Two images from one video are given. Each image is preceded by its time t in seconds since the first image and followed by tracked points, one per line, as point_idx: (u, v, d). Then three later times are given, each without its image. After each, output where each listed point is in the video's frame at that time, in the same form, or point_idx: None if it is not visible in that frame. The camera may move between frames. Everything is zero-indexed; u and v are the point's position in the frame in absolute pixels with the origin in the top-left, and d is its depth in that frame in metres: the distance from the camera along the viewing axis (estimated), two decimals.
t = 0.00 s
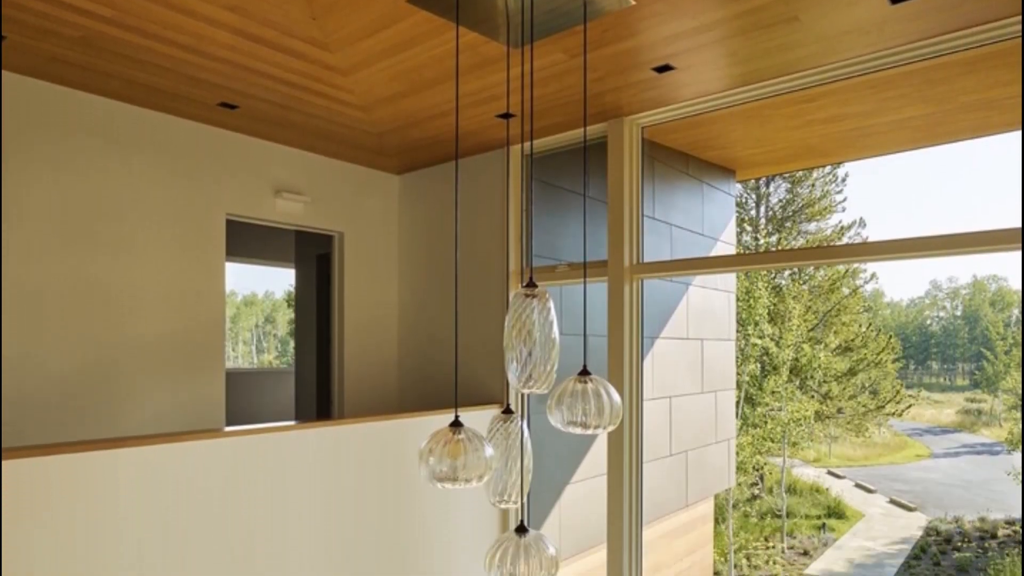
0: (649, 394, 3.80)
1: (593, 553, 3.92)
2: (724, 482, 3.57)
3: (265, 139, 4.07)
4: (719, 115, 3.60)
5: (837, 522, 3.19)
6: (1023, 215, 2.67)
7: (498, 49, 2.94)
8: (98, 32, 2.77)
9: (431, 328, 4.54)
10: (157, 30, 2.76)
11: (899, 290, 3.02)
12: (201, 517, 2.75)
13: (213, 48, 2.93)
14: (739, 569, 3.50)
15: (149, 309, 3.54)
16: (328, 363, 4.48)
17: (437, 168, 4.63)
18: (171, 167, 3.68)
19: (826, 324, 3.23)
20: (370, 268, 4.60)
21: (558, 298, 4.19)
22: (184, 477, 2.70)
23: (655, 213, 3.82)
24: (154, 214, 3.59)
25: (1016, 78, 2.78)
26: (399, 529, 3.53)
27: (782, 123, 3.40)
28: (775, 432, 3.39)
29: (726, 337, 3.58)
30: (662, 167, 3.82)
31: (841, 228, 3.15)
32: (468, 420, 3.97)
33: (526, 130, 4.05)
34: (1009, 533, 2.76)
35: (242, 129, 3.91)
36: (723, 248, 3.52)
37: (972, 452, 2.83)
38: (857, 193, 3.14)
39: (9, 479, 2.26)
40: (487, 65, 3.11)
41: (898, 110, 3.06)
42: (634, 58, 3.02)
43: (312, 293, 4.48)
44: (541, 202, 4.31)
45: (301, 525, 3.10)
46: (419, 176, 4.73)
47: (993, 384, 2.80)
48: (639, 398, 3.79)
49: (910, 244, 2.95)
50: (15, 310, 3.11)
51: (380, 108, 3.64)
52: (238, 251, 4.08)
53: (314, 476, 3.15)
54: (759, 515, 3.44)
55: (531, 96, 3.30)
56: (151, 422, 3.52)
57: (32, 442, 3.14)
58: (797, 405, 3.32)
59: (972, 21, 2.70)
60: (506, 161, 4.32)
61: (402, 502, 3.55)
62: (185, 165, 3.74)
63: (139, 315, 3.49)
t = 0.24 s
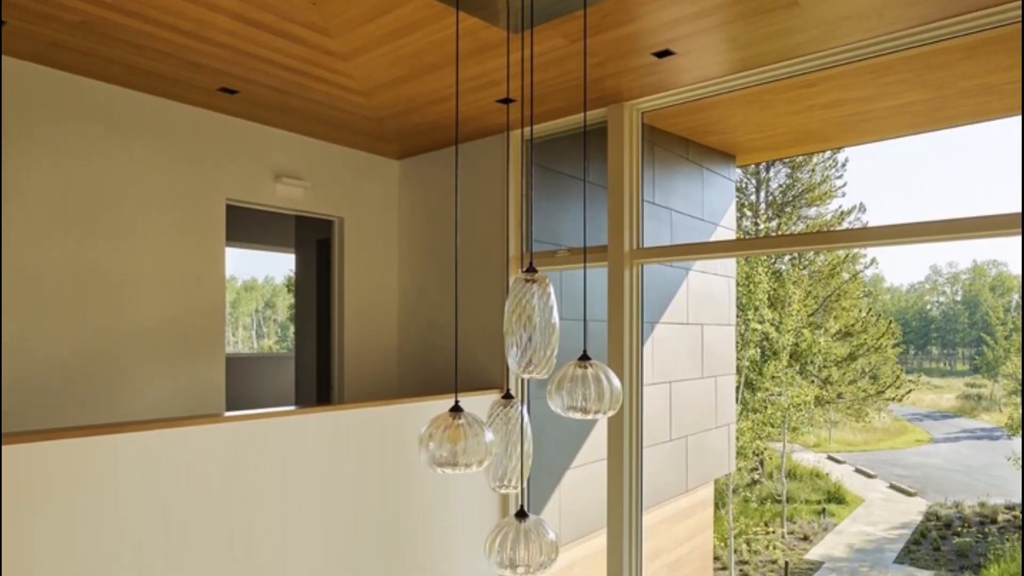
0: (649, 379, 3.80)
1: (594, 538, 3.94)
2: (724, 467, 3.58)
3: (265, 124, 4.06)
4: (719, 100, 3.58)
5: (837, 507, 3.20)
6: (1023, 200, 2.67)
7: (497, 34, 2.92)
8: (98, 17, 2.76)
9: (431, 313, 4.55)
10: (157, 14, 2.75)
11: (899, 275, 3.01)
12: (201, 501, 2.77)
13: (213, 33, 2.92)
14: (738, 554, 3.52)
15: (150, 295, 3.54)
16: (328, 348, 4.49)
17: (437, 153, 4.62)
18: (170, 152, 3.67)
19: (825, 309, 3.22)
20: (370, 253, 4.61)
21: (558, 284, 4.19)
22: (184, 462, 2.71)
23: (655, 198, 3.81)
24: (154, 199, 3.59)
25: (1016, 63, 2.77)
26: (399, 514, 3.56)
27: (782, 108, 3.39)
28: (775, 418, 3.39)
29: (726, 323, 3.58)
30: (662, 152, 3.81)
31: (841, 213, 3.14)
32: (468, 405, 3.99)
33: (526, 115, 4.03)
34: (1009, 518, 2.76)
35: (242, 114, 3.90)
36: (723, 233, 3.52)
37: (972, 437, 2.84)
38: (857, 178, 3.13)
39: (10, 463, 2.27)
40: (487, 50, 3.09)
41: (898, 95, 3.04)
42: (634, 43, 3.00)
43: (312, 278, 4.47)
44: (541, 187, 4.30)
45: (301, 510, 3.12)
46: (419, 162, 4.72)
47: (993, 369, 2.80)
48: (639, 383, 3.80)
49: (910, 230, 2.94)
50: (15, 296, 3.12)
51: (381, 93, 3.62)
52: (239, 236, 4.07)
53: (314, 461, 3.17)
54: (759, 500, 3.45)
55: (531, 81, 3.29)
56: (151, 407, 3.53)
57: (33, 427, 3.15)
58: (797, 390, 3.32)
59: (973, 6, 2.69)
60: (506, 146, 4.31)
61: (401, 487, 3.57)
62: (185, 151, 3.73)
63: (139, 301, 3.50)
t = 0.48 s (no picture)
0: (649, 367, 3.81)
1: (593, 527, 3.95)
2: (724, 456, 3.59)
3: (265, 112, 4.06)
4: (719, 89, 3.57)
5: (837, 496, 3.20)
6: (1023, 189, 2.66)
7: (497, 23, 2.91)
8: (99, 7, 2.76)
9: (431, 302, 4.55)
10: (157, 3, 2.74)
11: (899, 263, 3.01)
12: (201, 489, 2.78)
13: (213, 22, 2.91)
14: (739, 542, 3.53)
15: (150, 284, 3.55)
16: (328, 337, 4.50)
17: (437, 142, 4.61)
18: (170, 141, 3.67)
19: (826, 298, 3.22)
20: (370, 242, 4.61)
21: (558, 272, 4.19)
22: (184, 450, 2.73)
23: (655, 187, 3.81)
24: (154, 188, 3.59)
25: (1016, 52, 2.76)
26: (399, 501, 3.57)
27: (782, 97, 3.38)
28: (775, 406, 3.40)
29: (726, 311, 3.58)
30: (662, 141, 3.80)
31: (841, 202, 3.14)
32: (468, 394, 4.00)
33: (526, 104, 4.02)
34: (1009, 507, 2.76)
35: (241, 102, 3.90)
36: (723, 221, 3.51)
37: (972, 425, 2.84)
38: (857, 166, 3.12)
39: (10, 451, 2.28)
40: (487, 39, 3.08)
41: (898, 84, 3.04)
42: (634, 32, 2.99)
43: (312, 267, 4.48)
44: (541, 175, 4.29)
45: (301, 498, 3.14)
46: (419, 151, 4.71)
47: (993, 357, 2.81)
48: (640, 372, 3.80)
49: (910, 218, 2.93)
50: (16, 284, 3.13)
51: (381, 81, 3.61)
52: (238, 225, 4.07)
53: (314, 450, 3.18)
54: (759, 488, 3.46)
55: (531, 70, 3.28)
56: (150, 394, 3.54)
57: (33, 415, 3.16)
58: (797, 378, 3.33)
59: None
60: (506, 135, 4.30)
61: (401, 475, 3.59)
62: (185, 140, 3.73)
63: (139, 289, 3.51)
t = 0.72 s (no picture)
0: (648, 353, 3.81)
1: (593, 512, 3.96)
2: (724, 441, 3.60)
3: (265, 98, 4.05)
4: (719, 74, 3.56)
5: (837, 481, 3.22)
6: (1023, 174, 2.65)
7: (497, 9, 2.90)
8: None
9: (431, 287, 4.56)
10: None
11: (899, 248, 3.00)
12: (201, 474, 2.80)
13: (213, 7, 2.90)
14: (739, 527, 3.53)
15: (150, 270, 3.56)
16: (329, 322, 4.51)
17: (437, 127, 4.60)
18: (170, 127, 3.66)
19: (825, 283, 3.22)
20: (370, 227, 4.61)
21: (558, 258, 4.19)
22: (184, 436, 2.74)
23: (655, 172, 3.80)
24: (155, 174, 3.59)
25: (1015, 37, 2.77)
26: (399, 487, 3.59)
27: (782, 82, 3.37)
28: (775, 391, 3.41)
29: (726, 297, 3.58)
30: (662, 126, 3.79)
31: (841, 187, 3.13)
32: (468, 379, 4.01)
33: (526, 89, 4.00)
34: (1009, 492, 2.78)
35: (241, 87, 3.88)
36: (723, 207, 3.50)
37: (972, 411, 2.85)
38: (857, 152, 3.11)
39: (11, 437, 2.30)
40: (487, 24, 3.07)
41: (897, 69, 3.03)
42: (634, 18, 2.97)
43: (312, 252, 4.49)
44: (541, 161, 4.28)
45: (301, 483, 3.16)
46: (419, 136, 4.70)
47: (993, 343, 2.81)
48: (639, 357, 3.80)
49: (910, 203, 2.92)
50: (16, 270, 3.13)
51: (381, 67, 3.60)
52: (238, 211, 4.07)
53: (314, 435, 3.20)
54: (759, 474, 3.47)
55: (531, 55, 3.26)
56: (150, 379, 3.56)
57: (33, 400, 3.17)
58: (797, 363, 3.33)
59: None
60: (506, 120, 4.29)
61: (401, 461, 3.61)
62: (184, 126, 3.72)
63: (139, 275, 3.52)
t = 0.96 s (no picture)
0: (649, 337, 3.81)
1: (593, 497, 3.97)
2: (724, 426, 3.62)
3: (265, 83, 4.04)
4: (719, 58, 3.54)
5: (837, 466, 3.23)
6: None
7: None
8: None
9: (431, 272, 4.57)
10: None
11: (899, 233, 3.00)
12: (202, 458, 2.82)
13: None
14: (738, 512, 3.54)
15: (150, 255, 3.57)
16: (328, 306, 4.51)
17: (437, 112, 4.58)
18: (169, 112, 3.66)
19: (825, 268, 3.22)
20: (371, 212, 4.61)
21: (558, 243, 4.18)
22: (185, 420, 2.76)
23: (655, 157, 3.79)
24: (154, 159, 3.59)
25: (1016, 22, 2.77)
26: (398, 471, 3.62)
27: (782, 67, 3.36)
28: (775, 376, 3.42)
29: (726, 282, 3.58)
30: (662, 111, 3.77)
31: (842, 171, 3.12)
32: (468, 364, 4.02)
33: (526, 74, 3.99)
34: (1009, 477, 2.78)
35: (241, 72, 3.87)
36: (723, 191, 3.50)
37: (972, 395, 2.86)
38: (857, 136, 3.10)
39: (11, 421, 2.30)
40: (487, 9, 3.05)
41: (897, 54, 3.03)
42: (635, 2, 2.95)
43: (312, 237, 4.50)
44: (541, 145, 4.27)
45: (301, 467, 3.18)
46: (419, 121, 4.69)
47: (993, 327, 2.81)
48: (639, 341, 3.80)
49: (909, 187, 2.91)
50: (17, 254, 3.13)
51: (380, 52, 3.59)
52: (238, 195, 4.06)
53: (314, 419, 3.22)
54: (759, 459, 3.49)
55: (531, 40, 3.25)
56: (150, 364, 3.57)
57: (34, 385, 3.18)
58: (797, 348, 3.34)
59: None
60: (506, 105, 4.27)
61: (401, 445, 3.64)
62: (184, 111, 3.72)
63: (139, 260, 3.53)
